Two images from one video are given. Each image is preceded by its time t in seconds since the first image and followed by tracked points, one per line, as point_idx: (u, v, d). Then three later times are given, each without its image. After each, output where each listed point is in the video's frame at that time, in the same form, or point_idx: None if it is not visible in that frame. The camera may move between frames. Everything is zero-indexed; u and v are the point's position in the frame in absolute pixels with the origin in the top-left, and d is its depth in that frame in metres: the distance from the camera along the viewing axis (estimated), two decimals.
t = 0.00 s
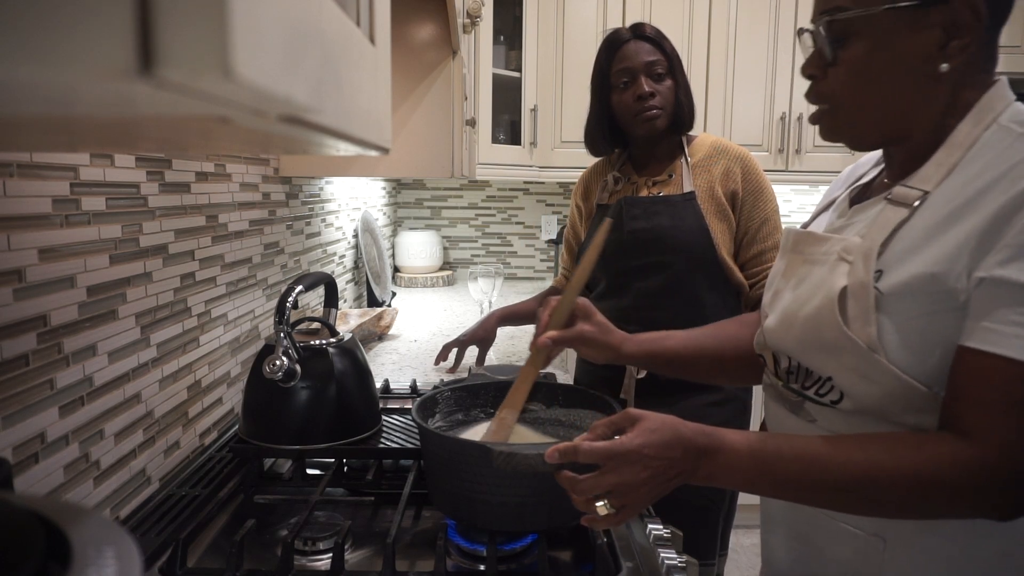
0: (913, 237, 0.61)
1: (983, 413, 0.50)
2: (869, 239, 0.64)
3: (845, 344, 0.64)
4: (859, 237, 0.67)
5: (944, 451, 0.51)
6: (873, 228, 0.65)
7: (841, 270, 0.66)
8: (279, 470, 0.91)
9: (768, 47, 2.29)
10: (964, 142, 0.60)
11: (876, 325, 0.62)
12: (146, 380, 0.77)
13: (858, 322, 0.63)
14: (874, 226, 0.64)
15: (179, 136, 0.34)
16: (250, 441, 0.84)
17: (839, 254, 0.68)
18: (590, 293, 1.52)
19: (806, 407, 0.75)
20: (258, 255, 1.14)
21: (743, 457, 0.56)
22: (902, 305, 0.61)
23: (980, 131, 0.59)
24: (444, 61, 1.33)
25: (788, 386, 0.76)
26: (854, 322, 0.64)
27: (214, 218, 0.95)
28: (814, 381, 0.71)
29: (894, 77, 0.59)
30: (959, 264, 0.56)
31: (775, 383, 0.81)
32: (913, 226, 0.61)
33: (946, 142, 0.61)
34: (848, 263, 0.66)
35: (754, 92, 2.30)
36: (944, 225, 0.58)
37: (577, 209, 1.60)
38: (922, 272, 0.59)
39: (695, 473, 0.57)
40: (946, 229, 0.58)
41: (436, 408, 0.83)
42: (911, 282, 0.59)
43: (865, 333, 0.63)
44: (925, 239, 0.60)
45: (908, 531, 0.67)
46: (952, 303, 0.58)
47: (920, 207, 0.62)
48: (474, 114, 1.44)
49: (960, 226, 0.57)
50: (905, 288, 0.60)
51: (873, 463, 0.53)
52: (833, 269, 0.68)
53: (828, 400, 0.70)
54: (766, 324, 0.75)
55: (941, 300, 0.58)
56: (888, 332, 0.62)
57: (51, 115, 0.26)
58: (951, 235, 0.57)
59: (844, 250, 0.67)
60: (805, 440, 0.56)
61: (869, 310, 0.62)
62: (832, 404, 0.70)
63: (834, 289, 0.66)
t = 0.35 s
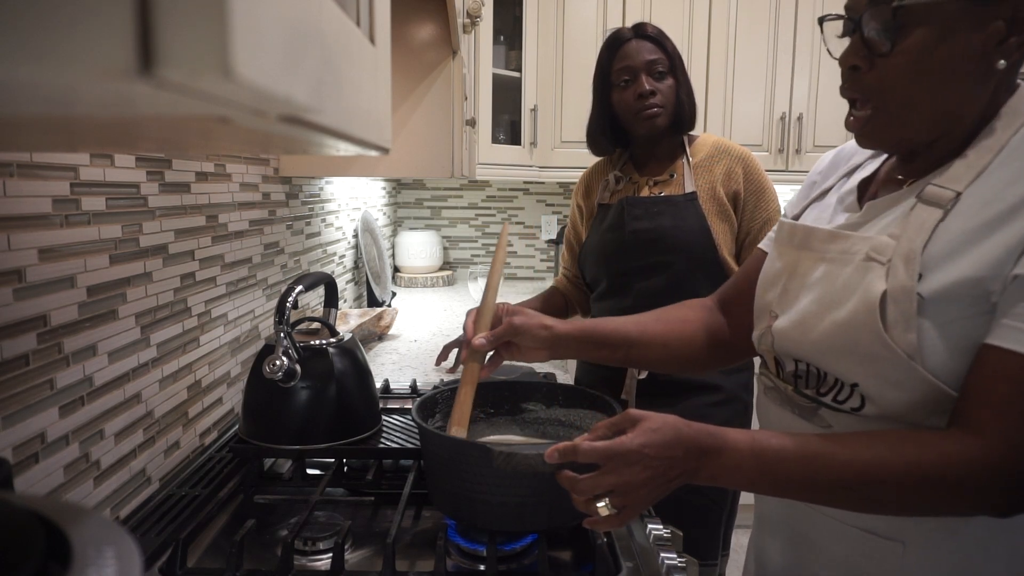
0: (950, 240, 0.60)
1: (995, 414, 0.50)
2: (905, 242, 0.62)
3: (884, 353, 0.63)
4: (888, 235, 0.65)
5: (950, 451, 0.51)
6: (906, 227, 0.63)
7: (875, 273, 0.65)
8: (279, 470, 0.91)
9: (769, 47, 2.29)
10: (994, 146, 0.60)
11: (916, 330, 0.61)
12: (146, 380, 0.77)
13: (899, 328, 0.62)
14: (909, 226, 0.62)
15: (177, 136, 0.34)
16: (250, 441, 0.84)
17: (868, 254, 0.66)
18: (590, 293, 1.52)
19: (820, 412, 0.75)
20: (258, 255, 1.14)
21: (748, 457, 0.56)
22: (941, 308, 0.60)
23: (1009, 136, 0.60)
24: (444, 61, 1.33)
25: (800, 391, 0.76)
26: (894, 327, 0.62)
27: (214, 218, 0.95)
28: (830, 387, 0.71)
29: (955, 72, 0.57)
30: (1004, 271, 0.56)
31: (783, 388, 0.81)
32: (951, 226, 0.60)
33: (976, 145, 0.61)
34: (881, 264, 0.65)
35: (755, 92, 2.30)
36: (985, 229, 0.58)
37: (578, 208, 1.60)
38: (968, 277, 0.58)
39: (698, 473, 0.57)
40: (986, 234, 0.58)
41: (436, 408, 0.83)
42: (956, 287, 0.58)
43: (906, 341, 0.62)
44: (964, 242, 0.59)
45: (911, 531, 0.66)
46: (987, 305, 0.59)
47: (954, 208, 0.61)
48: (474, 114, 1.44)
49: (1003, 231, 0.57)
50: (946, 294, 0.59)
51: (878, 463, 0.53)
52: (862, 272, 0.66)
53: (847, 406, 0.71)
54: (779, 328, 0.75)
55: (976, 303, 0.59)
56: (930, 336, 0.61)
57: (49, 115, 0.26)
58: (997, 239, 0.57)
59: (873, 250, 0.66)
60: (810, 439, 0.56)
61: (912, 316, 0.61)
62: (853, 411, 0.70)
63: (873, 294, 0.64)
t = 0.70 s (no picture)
0: (931, 236, 0.60)
1: (991, 413, 0.50)
2: (886, 237, 0.63)
3: (865, 346, 0.63)
4: (872, 233, 0.66)
5: (949, 450, 0.51)
6: (888, 224, 0.64)
7: (854, 268, 0.65)
8: (279, 470, 0.91)
9: (768, 47, 2.29)
10: (978, 144, 0.60)
11: (895, 322, 0.61)
12: (146, 379, 0.77)
13: (878, 320, 0.63)
14: (891, 223, 0.63)
15: (178, 136, 0.34)
16: (250, 441, 0.84)
17: (851, 251, 0.67)
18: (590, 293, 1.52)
19: (806, 405, 0.75)
20: (258, 255, 1.14)
21: (749, 457, 0.56)
22: (921, 303, 0.60)
23: (993, 135, 0.60)
24: (444, 61, 1.33)
25: (786, 385, 0.77)
26: (873, 321, 0.63)
27: (214, 218, 0.95)
28: (815, 381, 0.71)
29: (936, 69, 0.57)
30: (983, 267, 0.56)
31: (771, 382, 0.80)
32: (934, 222, 0.60)
33: (960, 143, 0.61)
34: (863, 259, 0.65)
35: (755, 92, 2.30)
36: (964, 226, 0.58)
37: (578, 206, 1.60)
38: (946, 272, 0.58)
39: (700, 472, 0.57)
40: (966, 231, 0.58)
41: (436, 408, 0.83)
42: (935, 282, 0.59)
43: (885, 333, 0.62)
44: (946, 240, 0.59)
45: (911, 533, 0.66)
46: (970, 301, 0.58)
47: (937, 205, 0.61)
48: (474, 114, 1.44)
49: (982, 227, 0.57)
50: (925, 286, 0.59)
51: (878, 463, 0.53)
52: (845, 266, 0.67)
53: (831, 400, 0.71)
54: (767, 322, 0.75)
55: (959, 300, 0.59)
56: (909, 331, 0.61)
57: (51, 115, 0.26)
58: (975, 235, 0.57)
59: (856, 246, 0.66)
60: (809, 438, 0.56)
61: (890, 308, 0.61)
62: (837, 404, 0.70)
63: (851, 288, 0.65)
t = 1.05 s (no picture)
0: (915, 235, 0.60)
1: (989, 414, 0.50)
2: (870, 235, 0.63)
3: (846, 342, 0.63)
4: (857, 231, 0.66)
5: (947, 451, 0.51)
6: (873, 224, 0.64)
7: (837, 266, 0.66)
8: (279, 470, 0.91)
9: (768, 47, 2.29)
10: (966, 142, 0.60)
11: (876, 320, 0.62)
12: (146, 380, 0.77)
13: (859, 317, 0.63)
14: (876, 221, 0.63)
15: (180, 136, 0.34)
16: (250, 441, 0.84)
17: (838, 248, 0.67)
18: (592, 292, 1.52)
19: (794, 402, 0.75)
20: (258, 255, 1.14)
21: (749, 458, 0.56)
22: (902, 301, 0.60)
23: (981, 133, 0.59)
24: (444, 61, 1.33)
25: (776, 381, 0.76)
26: (854, 318, 0.63)
27: (214, 218, 0.95)
28: (803, 377, 0.71)
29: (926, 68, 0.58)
30: (964, 265, 0.56)
31: (762, 379, 0.80)
32: (918, 221, 0.60)
33: (947, 142, 0.61)
34: (847, 257, 0.65)
35: (755, 92, 2.30)
36: (949, 224, 0.58)
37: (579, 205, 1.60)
38: (925, 270, 0.58)
39: (701, 473, 0.57)
40: (949, 230, 0.58)
41: (436, 408, 0.83)
42: (915, 279, 0.59)
43: (865, 330, 0.62)
44: (928, 240, 0.59)
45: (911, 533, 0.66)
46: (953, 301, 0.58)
47: (921, 204, 0.61)
48: (474, 114, 1.44)
49: (963, 226, 0.57)
50: (906, 284, 0.59)
51: (879, 465, 0.53)
52: (830, 265, 0.67)
53: (818, 396, 0.70)
54: (757, 319, 0.75)
55: (943, 300, 0.58)
56: (889, 329, 0.61)
57: (54, 115, 0.26)
58: (956, 233, 0.57)
59: (843, 245, 0.67)
60: (809, 440, 0.56)
61: (869, 306, 0.62)
62: (824, 401, 0.70)
63: (834, 285, 0.65)
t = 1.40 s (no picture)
0: (883, 224, 0.61)
1: (983, 414, 0.50)
2: (839, 227, 0.65)
3: (816, 331, 0.64)
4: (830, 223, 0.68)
5: (943, 451, 0.51)
6: (843, 215, 0.66)
7: (809, 257, 0.68)
8: (279, 470, 0.91)
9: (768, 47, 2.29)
10: (942, 134, 0.60)
11: (844, 309, 0.63)
12: (146, 379, 0.77)
13: (828, 308, 0.64)
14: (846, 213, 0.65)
15: (181, 136, 0.34)
16: (250, 441, 0.84)
17: (812, 240, 0.69)
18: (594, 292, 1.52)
19: (778, 393, 0.75)
20: (258, 255, 1.14)
21: (748, 457, 0.56)
22: (871, 290, 0.61)
23: (957, 126, 0.59)
24: (444, 61, 1.33)
25: (762, 373, 0.76)
26: (823, 307, 0.64)
27: (214, 218, 0.95)
28: (784, 368, 0.71)
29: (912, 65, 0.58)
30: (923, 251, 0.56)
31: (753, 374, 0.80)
32: (886, 213, 0.62)
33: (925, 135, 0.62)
34: (819, 248, 0.67)
35: (755, 92, 2.30)
36: (914, 213, 0.59)
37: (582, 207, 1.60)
38: (887, 258, 0.59)
39: (701, 472, 0.57)
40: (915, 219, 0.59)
41: (436, 408, 0.83)
42: (879, 267, 0.59)
43: (834, 318, 0.63)
44: (895, 229, 0.60)
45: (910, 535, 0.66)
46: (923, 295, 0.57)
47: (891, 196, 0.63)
48: (474, 113, 1.44)
49: (927, 215, 0.57)
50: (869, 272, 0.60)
51: (879, 465, 0.53)
52: (803, 254, 0.69)
53: (797, 386, 0.71)
54: (746, 314, 0.75)
55: (910, 288, 0.58)
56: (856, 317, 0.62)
57: (53, 115, 0.25)
58: (919, 222, 0.58)
59: (816, 235, 0.68)
60: (808, 438, 0.56)
61: (838, 296, 0.63)
62: (802, 391, 0.70)
63: (804, 277, 0.66)
